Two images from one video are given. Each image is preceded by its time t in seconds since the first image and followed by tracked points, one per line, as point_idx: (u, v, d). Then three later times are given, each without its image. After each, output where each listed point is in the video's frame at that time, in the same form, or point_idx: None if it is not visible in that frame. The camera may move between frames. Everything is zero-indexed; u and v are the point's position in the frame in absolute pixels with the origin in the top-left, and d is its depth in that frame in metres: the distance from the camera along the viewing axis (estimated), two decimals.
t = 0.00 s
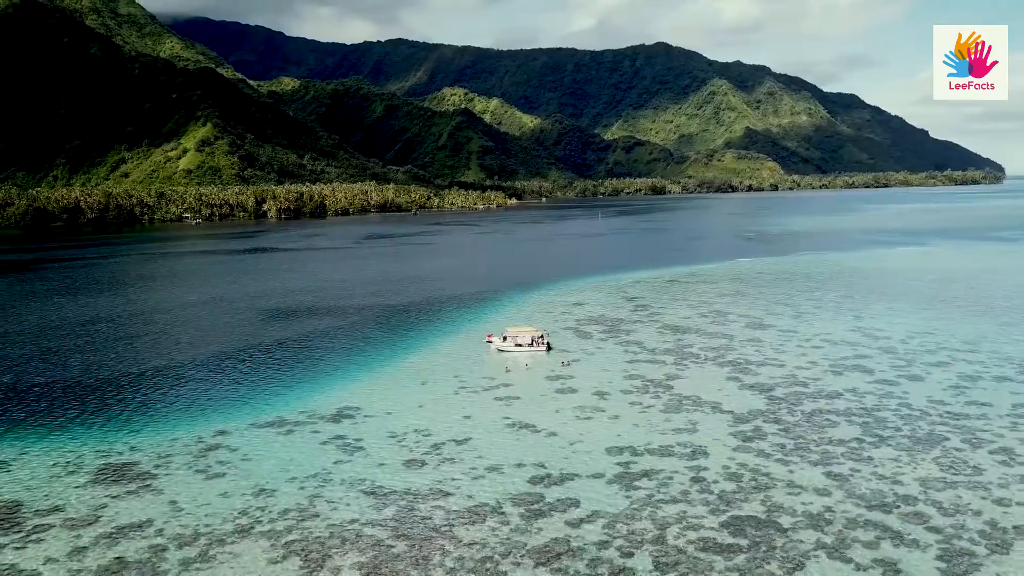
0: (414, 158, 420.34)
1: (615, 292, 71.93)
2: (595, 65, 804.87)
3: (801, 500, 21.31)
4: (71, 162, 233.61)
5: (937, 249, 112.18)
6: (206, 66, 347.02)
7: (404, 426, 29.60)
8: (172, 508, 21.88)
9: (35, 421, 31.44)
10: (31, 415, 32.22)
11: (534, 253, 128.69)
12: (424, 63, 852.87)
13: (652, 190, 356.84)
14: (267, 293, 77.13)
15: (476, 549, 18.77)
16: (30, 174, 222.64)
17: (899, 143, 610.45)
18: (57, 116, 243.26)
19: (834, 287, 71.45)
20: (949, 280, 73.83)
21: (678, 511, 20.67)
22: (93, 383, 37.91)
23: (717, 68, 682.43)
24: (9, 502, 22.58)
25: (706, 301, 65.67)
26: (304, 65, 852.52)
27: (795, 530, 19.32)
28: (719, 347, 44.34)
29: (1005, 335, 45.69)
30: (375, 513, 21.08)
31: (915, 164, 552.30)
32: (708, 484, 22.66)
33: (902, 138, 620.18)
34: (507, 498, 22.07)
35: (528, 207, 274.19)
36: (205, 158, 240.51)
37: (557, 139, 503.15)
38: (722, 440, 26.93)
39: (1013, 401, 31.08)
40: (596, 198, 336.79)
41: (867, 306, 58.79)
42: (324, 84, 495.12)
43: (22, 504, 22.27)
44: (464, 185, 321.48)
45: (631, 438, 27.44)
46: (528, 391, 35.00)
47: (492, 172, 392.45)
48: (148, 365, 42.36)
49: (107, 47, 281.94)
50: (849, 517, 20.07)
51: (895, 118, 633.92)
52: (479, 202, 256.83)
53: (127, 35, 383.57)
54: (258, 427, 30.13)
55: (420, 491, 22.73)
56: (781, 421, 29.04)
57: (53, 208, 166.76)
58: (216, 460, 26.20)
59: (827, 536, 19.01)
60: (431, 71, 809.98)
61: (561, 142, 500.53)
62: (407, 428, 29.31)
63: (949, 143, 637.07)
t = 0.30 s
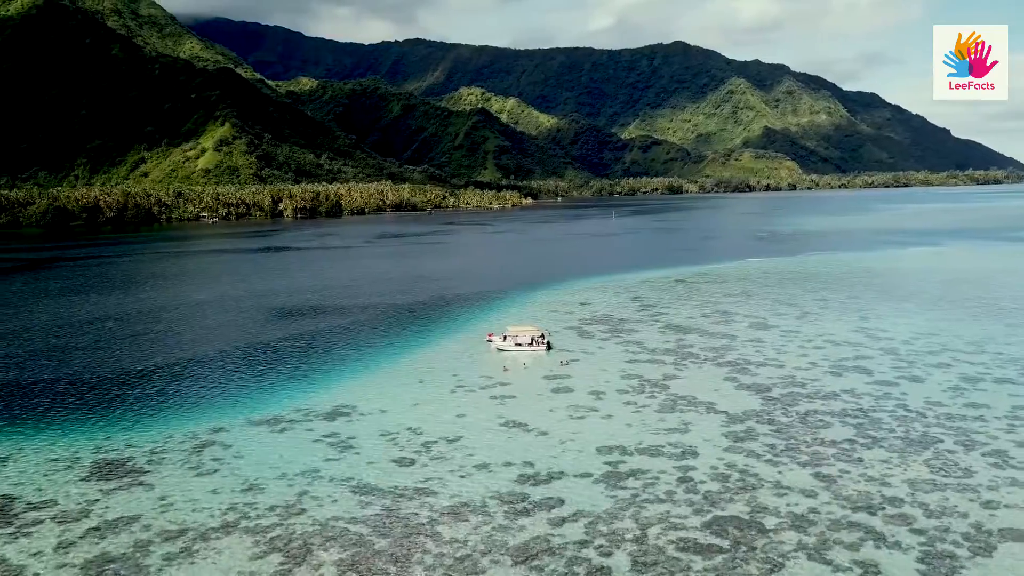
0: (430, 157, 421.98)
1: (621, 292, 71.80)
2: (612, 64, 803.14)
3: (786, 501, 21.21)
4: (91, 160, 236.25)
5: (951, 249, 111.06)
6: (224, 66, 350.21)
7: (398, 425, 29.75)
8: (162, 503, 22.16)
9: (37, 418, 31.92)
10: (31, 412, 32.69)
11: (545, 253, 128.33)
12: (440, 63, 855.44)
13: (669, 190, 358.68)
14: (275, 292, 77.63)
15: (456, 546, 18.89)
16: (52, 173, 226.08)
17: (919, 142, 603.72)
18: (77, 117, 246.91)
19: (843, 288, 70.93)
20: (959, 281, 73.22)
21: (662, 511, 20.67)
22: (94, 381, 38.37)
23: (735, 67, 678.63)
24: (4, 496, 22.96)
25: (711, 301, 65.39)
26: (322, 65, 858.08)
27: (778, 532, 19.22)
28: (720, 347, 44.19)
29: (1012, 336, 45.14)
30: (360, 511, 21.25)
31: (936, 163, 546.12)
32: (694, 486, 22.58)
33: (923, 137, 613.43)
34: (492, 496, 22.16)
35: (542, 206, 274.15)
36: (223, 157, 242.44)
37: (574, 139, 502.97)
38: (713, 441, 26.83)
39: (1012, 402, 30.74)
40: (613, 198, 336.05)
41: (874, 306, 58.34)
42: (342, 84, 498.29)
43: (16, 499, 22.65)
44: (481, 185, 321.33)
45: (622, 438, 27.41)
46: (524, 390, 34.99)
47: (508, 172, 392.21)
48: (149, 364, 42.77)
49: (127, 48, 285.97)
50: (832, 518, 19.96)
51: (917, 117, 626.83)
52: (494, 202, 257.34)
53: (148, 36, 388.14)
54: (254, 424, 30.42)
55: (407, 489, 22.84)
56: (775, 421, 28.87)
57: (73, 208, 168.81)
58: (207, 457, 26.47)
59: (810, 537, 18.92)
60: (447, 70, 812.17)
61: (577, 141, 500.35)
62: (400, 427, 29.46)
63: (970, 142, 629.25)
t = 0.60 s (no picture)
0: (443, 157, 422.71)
1: (626, 292, 71.66)
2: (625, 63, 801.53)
3: (773, 501, 21.09)
4: (109, 159, 238.38)
5: (963, 249, 110.19)
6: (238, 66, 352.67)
7: (391, 423, 29.98)
8: (151, 499, 22.36)
9: (35, 415, 32.31)
10: (29, 410, 32.99)
11: (554, 253, 127.99)
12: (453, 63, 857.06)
13: (682, 189, 358.46)
14: (280, 291, 77.91)
15: (438, 544, 18.96)
16: (70, 172, 228.21)
17: (937, 142, 597.88)
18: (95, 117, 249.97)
19: (849, 287, 70.51)
20: (969, 281, 72.51)
21: (646, 510, 20.64)
22: (95, 379, 38.70)
23: (750, 66, 675.12)
24: None
25: (715, 300, 65.18)
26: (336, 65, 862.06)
27: (759, 532, 19.20)
28: (719, 347, 44.04)
29: (1015, 338, 44.77)
30: (347, 509, 21.39)
31: (954, 163, 541.02)
32: (680, 485, 22.52)
33: (940, 137, 607.77)
34: (478, 494, 22.26)
35: (554, 206, 274.48)
36: (238, 157, 244.10)
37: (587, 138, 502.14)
38: (703, 440, 26.79)
39: (1010, 404, 30.38)
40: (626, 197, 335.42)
41: (879, 306, 57.90)
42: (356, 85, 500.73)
43: (8, 495, 22.91)
44: (494, 185, 321.43)
45: (613, 438, 27.41)
46: (519, 390, 35.05)
47: (521, 171, 391.71)
48: (149, 362, 43.10)
49: (143, 51, 290.25)
50: (817, 519, 19.88)
51: (934, 117, 621.29)
52: (506, 201, 258.27)
53: (164, 36, 391.55)
54: (248, 422, 30.63)
55: (394, 487, 22.98)
56: (767, 422, 28.73)
57: (88, 207, 170.63)
58: (200, 455, 26.66)
59: (792, 538, 18.84)
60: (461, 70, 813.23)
61: (591, 140, 499.56)
62: (393, 425, 29.68)
63: (988, 142, 622.77)
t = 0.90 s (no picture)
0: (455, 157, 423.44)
1: (630, 292, 71.51)
2: (639, 63, 799.41)
3: (757, 503, 21.04)
4: (125, 158, 241.04)
5: (975, 249, 109.17)
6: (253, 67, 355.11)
7: (384, 422, 30.04)
8: (140, 496, 22.59)
9: (33, 412, 32.65)
10: (28, 407, 33.33)
11: (560, 253, 127.75)
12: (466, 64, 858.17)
13: (696, 189, 357.63)
14: (284, 291, 78.18)
15: (419, 543, 19.02)
16: (86, 171, 230.03)
17: (954, 141, 591.87)
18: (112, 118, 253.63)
19: (855, 288, 70.08)
20: (976, 282, 71.79)
21: (629, 511, 20.62)
22: (95, 377, 39.08)
23: (765, 65, 671.39)
24: None
25: (719, 301, 64.91)
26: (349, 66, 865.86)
27: (742, 533, 19.13)
28: (719, 347, 43.88)
29: (1020, 339, 44.34)
30: (332, 507, 21.52)
31: (972, 163, 535.38)
32: (667, 486, 22.45)
33: (958, 136, 601.38)
34: (464, 493, 22.32)
35: (565, 205, 274.69)
36: (252, 156, 245.40)
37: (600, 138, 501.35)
38: (694, 441, 26.71)
39: (1007, 406, 30.13)
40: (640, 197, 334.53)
41: (884, 308, 57.39)
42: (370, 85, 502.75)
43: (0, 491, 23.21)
44: (507, 184, 321.56)
45: (604, 437, 27.37)
46: (514, 389, 35.09)
47: (534, 171, 391.45)
48: (150, 360, 43.49)
49: (160, 52, 293.66)
50: (800, 520, 19.82)
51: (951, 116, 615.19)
52: (517, 201, 258.84)
53: (180, 37, 394.47)
54: (242, 421, 30.81)
55: (380, 486, 23.10)
56: (759, 423, 28.63)
57: (103, 206, 172.29)
58: (193, 452, 26.89)
59: (774, 539, 18.81)
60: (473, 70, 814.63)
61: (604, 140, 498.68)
62: (385, 424, 29.77)
63: (1007, 142, 615.78)
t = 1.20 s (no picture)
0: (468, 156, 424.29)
1: (634, 292, 71.44)
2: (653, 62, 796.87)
3: (741, 503, 20.99)
4: (141, 158, 244.41)
5: (988, 249, 108.14)
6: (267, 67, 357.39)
7: (378, 421, 30.19)
8: (131, 493, 22.87)
9: (34, 409, 33.17)
10: (29, 403, 33.94)
11: (569, 253, 127.13)
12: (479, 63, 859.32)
13: (710, 189, 356.01)
14: (290, 290, 78.43)
15: (401, 540, 19.15)
16: (103, 171, 233.56)
17: (973, 140, 585.09)
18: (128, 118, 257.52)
19: (862, 288, 69.57)
20: (984, 283, 71.02)
21: (613, 510, 20.66)
22: (97, 374, 39.67)
23: (780, 64, 667.06)
24: None
25: (723, 301, 64.61)
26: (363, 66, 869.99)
27: (723, 533, 19.10)
28: (718, 348, 43.74)
29: None
30: (318, 505, 21.67)
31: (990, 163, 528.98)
32: (653, 486, 22.44)
33: (977, 136, 594.47)
34: (450, 492, 22.39)
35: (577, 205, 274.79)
36: (266, 156, 246.43)
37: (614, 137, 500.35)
38: (684, 441, 26.67)
39: (1002, 407, 29.88)
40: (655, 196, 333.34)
41: (889, 308, 56.87)
42: (385, 85, 504.65)
43: None
44: (521, 184, 321.42)
45: (594, 437, 27.39)
46: (509, 388, 35.19)
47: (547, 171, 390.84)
48: (153, 357, 43.99)
49: (177, 53, 296.71)
50: (783, 521, 19.76)
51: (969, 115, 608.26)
52: (530, 199, 259.33)
53: (196, 37, 397.77)
54: (239, 419, 31.08)
55: (368, 484, 23.24)
56: (751, 424, 28.55)
57: (119, 206, 174.45)
58: (187, 449, 27.24)
59: (755, 539, 18.79)
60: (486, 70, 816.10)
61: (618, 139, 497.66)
62: (379, 423, 29.94)
63: None
